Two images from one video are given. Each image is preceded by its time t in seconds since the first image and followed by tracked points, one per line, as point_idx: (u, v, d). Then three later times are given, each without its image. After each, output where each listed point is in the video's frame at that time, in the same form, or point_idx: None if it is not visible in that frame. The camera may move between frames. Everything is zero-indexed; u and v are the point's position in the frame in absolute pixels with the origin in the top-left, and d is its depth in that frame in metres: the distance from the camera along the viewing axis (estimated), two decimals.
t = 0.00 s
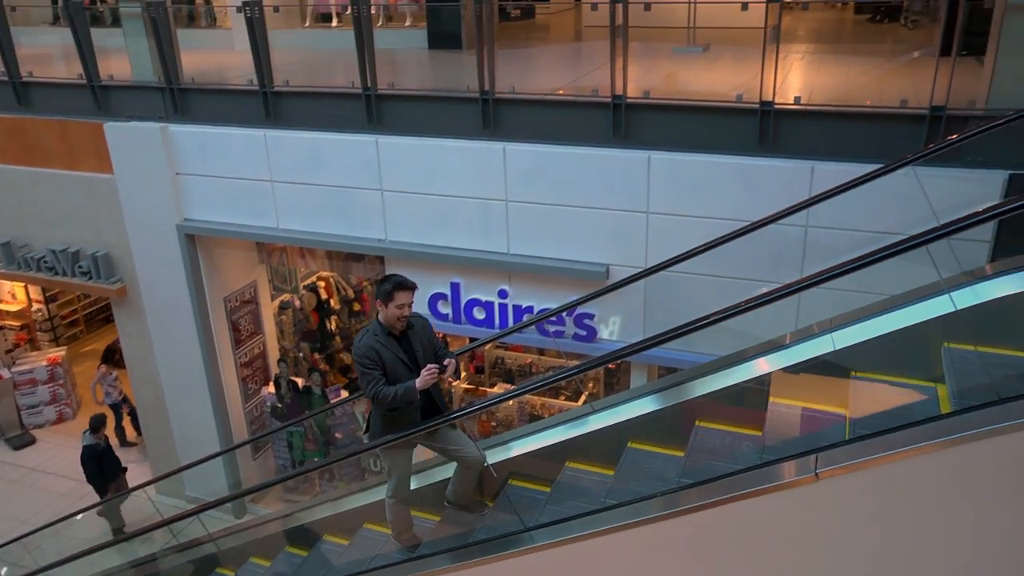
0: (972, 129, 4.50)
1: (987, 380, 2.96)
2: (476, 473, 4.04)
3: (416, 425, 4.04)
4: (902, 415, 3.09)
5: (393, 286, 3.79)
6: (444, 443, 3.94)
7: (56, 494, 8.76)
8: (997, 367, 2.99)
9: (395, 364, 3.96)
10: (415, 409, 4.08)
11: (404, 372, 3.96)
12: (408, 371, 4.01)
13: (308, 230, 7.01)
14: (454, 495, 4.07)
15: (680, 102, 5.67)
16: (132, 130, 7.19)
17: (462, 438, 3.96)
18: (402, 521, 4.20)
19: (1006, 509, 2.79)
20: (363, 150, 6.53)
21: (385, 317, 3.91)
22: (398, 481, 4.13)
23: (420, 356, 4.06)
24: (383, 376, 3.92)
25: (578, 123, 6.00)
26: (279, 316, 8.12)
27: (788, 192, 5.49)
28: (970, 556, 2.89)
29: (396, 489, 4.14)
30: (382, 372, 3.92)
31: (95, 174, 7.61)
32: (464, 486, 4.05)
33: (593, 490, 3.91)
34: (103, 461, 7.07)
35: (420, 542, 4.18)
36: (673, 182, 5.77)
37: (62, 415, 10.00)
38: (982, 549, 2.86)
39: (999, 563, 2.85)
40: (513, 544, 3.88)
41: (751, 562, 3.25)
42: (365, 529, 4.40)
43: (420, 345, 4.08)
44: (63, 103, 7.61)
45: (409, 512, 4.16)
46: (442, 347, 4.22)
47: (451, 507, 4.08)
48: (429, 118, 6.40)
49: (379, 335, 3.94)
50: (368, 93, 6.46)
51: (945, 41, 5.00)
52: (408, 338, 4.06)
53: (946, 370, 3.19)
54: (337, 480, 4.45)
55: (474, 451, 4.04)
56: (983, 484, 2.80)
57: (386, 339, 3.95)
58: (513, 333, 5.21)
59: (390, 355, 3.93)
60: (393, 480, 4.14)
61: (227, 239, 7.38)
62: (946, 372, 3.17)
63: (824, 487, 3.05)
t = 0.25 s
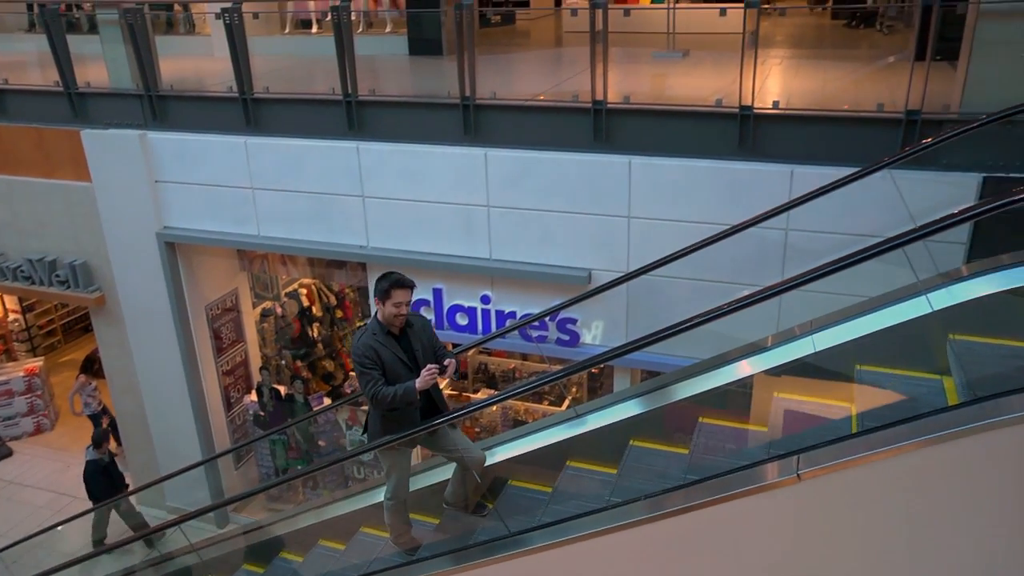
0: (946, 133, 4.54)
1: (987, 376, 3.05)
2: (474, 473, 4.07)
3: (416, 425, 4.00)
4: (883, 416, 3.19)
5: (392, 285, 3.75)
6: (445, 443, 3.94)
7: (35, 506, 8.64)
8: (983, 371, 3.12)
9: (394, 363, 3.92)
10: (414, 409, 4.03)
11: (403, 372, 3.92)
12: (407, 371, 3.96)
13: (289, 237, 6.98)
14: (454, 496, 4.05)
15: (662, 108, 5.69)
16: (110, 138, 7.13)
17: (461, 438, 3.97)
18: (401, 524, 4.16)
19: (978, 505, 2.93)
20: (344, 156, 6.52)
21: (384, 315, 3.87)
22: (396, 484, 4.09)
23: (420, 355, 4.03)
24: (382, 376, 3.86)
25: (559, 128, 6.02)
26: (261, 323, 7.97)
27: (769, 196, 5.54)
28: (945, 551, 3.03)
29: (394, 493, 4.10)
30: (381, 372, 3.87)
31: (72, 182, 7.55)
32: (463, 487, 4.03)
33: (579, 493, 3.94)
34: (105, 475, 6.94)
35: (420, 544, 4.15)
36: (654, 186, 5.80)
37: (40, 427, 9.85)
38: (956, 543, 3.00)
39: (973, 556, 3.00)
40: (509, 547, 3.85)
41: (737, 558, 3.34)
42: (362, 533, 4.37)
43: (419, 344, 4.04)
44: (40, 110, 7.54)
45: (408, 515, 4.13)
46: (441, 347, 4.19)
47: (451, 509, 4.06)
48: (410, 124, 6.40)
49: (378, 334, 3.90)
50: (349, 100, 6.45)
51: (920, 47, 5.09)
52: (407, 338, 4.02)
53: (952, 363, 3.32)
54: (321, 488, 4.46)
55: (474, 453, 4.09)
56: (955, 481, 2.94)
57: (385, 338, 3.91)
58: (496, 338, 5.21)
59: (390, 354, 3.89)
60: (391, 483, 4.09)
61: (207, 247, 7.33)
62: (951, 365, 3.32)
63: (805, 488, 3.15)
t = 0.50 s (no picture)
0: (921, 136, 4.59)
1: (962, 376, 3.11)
2: (474, 474, 3.99)
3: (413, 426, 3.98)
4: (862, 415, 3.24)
5: (384, 285, 3.76)
6: (444, 445, 3.87)
7: (11, 520, 8.50)
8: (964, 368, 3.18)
9: (392, 364, 3.90)
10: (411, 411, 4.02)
11: (400, 372, 3.90)
12: (405, 372, 3.94)
13: (269, 244, 6.94)
14: (453, 497, 3.99)
15: (640, 113, 5.73)
16: (86, 146, 7.06)
17: (461, 441, 3.92)
18: (399, 527, 4.07)
19: (953, 503, 3.02)
20: (324, 163, 6.49)
21: (382, 315, 3.86)
22: (395, 486, 3.98)
23: (418, 355, 4.01)
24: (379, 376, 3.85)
25: (539, 134, 6.04)
26: (242, 331, 8.06)
27: (748, 200, 5.59)
28: (923, 549, 3.10)
29: (393, 495, 4.00)
30: (378, 373, 3.85)
31: (48, 191, 7.51)
32: (463, 487, 3.98)
33: (564, 498, 3.96)
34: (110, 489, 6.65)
35: (420, 547, 4.07)
36: (634, 191, 5.83)
37: (15, 439, 9.72)
38: (934, 541, 3.08)
39: (949, 553, 3.07)
40: (507, 548, 3.83)
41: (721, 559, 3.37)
42: (358, 537, 4.26)
43: (418, 344, 4.02)
44: (14, 118, 7.45)
45: (407, 518, 4.04)
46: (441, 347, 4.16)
47: (450, 510, 4.00)
48: (390, 130, 6.39)
49: (377, 334, 3.87)
50: (329, 106, 6.42)
51: (893, 53, 5.13)
52: (406, 338, 4.00)
53: (957, 353, 3.35)
54: (305, 497, 4.44)
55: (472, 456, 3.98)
56: (932, 480, 3.02)
57: (383, 338, 3.89)
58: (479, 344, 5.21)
59: (387, 355, 3.87)
60: (389, 487, 3.99)
61: (186, 255, 7.28)
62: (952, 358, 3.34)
63: (787, 489, 3.19)
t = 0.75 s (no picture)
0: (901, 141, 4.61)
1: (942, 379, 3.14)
2: (476, 475, 4.01)
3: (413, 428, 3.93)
4: (846, 418, 3.27)
5: (383, 282, 3.70)
6: (444, 447, 3.85)
7: None
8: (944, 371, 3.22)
9: (393, 365, 3.83)
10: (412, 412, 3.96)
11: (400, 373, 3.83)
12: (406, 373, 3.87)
13: (253, 252, 6.91)
14: (454, 500, 3.95)
15: (624, 119, 5.75)
16: (68, 154, 7.01)
17: (461, 442, 3.92)
18: (400, 531, 4.03)
19: (936, 504, 3.06)
20: (308, 170, 6.47)
21: (382, 315, 3.78)
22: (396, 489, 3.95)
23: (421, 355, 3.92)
24: (378, 378, 3.79)
25: (524, 141, 6.05)
26: (227, 340, 8.03)
27: (731, 205, 5.62)
28: (906, 549, 3.14)
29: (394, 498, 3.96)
30: (377, 374, 3.79)
31: (29, 200, 7.50)
32: (465, 488, 3.96)
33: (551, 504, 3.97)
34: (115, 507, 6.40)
35: (421, 550, 4.04)
36: (618, 197, 5.85)
37: None
38: (917, 542, 3.12)
39: (932, 554, 3.11)
40: (508, 551, 3.81)
41: (706, 563, 3.39)
42: (358, 541, 4.22)
43: (421, 344, 3.94)
44: None
45: (408, 521, 4.01)
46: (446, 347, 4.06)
47: (452, 512, 3.97)
48: (374, 137, 6.38)
49: (377, 335, 3.82)
50: (313, 114, 6.41)
51: (874, 58, 5.18)
52: (408, 338, 3.92)
53: (968, 348, 3.34)
54: (291, 506, 4.44)
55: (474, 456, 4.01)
56: (916, 482, 3.06)
57: (384, 339, 3.82)
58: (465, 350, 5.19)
59: (387, 356, 3.81)
60: (390, 489, 3.96)
61: (169, 264, 7.23)
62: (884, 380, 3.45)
63: (774, 492, 3.22)
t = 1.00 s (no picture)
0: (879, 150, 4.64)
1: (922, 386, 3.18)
2: (476, 480, 3.98)
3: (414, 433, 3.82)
4: (827, 425, 3.29)
5: (376, 282, 3.59)
6: (445, 451, 3.80)
7: None
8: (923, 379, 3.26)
9: (393, 371, 3.68)
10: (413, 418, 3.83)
11: (401, 379, 3.69)
12: (407, 379, 3.73)
13: (235, 263, 6.87)
14: (455, 505, 3.95)
15: (606, 130, 5.78)
16: (45, 165, 6.94)
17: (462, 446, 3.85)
18: (398, 539, 3.93)
19: (915, 510, 3.09)
20: (290, 182, 6.45)
21: (380, 319, 3.63)
22: (396, 496, 3.86)
23: (421, 360, 3.78)
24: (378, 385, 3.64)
25: (506, 151, 6.05)
26: (208, 352, 8.08)
27: (713, 214, 5.66)
28: (886, 554, 3.17)
29: (394, 505, 3.87)
30: (378, 381, 3.64)
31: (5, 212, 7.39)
32: (466, 493, 3.95)
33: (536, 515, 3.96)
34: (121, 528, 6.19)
35: (421, 559, 3.95)
36: (601, 207, 5.87)
37: None
38: (897, 547, 3.15)
39: (912, 559, 3.14)
40: (512, 556, 3.75)
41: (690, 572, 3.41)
42: (355, 550, 4.16)
43: (421, 348, 3.79)
44: None
45: (406, 529, 3.92)
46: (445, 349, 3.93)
47: (452, 517, 3.95)
48: (357, 148, 6.36)
49: (376, 339, 3.65)
50: (295, 124, 6.39)
51: (851, 69, 5.23)
52: (407, 341, 3.77)
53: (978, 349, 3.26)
54: (273, 520, 4.39)
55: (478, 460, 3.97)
56: (895, 488, 3.09)
57: (383, 344, 3.66)
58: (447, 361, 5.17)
59: (387, 362, 3.65)
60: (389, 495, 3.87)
61: (149, 276, 7.17)
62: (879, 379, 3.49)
63: (756, 500, 3.24)
